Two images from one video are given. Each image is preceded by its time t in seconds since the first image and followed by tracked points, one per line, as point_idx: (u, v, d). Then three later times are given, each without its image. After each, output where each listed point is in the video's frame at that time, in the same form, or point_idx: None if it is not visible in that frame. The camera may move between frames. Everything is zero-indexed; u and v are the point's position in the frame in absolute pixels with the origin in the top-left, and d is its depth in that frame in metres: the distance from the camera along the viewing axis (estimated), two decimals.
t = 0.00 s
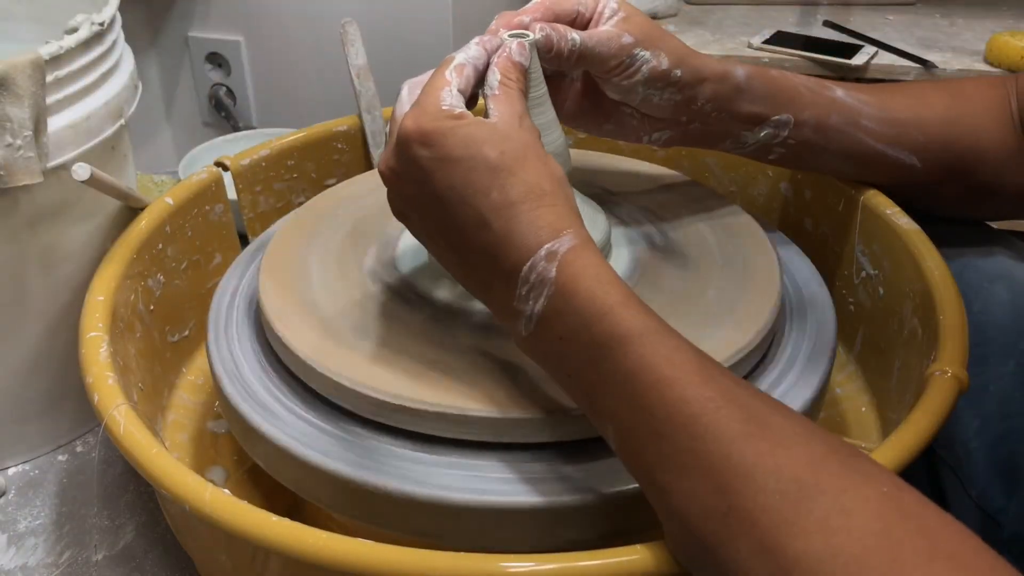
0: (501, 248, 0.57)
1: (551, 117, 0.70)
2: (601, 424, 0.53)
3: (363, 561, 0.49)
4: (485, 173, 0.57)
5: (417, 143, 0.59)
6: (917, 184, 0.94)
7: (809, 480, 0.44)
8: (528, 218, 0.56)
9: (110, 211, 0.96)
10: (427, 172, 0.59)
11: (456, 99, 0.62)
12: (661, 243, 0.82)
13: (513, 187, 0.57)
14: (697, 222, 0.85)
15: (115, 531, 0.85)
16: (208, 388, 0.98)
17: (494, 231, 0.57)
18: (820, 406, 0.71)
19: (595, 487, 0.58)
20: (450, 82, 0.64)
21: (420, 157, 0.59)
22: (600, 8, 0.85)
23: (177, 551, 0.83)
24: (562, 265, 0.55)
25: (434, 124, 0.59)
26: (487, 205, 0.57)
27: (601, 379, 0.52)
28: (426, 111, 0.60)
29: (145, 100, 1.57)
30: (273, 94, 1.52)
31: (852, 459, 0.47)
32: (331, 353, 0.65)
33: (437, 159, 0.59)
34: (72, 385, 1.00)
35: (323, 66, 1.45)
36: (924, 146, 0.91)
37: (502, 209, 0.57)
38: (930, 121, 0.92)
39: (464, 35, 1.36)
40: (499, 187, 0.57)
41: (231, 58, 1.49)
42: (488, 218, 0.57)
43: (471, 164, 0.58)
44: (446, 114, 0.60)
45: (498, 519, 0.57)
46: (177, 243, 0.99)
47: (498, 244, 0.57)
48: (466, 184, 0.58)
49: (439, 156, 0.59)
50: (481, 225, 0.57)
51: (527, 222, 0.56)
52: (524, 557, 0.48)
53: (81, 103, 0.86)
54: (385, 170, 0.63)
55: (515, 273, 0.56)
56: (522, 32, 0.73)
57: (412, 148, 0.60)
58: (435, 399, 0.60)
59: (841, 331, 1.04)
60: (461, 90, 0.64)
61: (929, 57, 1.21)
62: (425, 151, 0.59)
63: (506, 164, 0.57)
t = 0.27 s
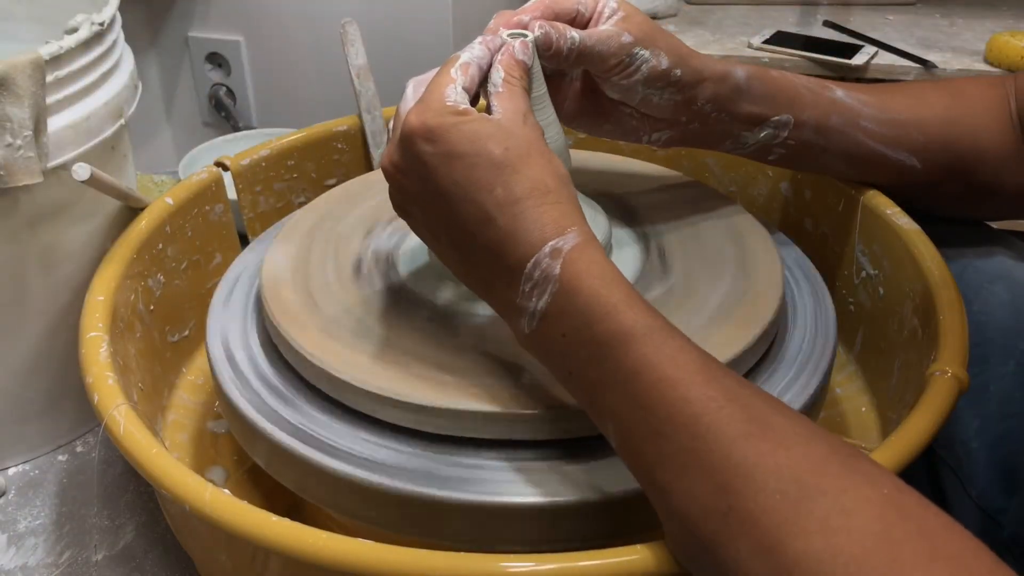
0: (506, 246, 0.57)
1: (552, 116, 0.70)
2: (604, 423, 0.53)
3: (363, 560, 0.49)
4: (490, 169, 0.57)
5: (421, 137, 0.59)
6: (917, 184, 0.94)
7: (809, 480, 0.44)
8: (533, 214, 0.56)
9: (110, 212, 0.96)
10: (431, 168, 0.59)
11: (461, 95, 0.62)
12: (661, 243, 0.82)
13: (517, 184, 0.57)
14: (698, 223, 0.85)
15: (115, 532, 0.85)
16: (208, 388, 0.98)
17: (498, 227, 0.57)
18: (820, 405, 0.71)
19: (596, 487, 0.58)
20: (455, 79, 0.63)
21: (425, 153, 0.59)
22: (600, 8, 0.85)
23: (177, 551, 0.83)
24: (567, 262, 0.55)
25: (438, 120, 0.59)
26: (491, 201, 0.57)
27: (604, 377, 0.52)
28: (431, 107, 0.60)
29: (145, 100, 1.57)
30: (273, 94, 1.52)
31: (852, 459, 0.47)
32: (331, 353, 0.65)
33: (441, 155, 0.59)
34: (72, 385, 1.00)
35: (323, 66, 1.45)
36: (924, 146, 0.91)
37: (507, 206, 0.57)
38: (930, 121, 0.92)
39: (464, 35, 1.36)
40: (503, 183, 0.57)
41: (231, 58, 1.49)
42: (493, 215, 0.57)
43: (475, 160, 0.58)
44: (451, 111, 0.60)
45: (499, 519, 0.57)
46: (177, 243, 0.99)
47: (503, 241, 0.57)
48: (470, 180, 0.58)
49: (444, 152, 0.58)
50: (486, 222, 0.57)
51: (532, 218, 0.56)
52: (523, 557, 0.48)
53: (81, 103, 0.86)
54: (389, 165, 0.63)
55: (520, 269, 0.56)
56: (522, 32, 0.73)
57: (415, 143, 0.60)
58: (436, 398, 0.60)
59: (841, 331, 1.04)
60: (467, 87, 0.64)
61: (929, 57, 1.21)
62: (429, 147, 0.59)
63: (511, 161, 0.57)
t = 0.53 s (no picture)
0: (509, 243, 0.57)
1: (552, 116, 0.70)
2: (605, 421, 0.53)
3: (363, 560, 0.49)
4: (493, 166, 0.57)
5: (424, 134, 0.59)
6: (917, 184, 0.94)
7: (809, 480, 0.44)
8: (536, 212, 0.56)
9: (110, 212, 0.96)
10: (433, 166, 0.59)
11: (464, 92, 0.62)
12: (661, 244, 0.82)
13: (520, 181, 0.57)
14: (698, 223, 0.85)
15: (115, 531, 0.85)
16: (208, 388, 0.98)
17: (501, 225, 0.57)
18: (821, 406, 0.71)
19: (596, 487, 0.58)
20: (459, 76, 0.63)
21: (428, 149, 0.59)
22: (600, 6, 0.85)
23: (177, 551, 0.83)
24: (570, 260, 0.55)
25: (441, 117, 0.59)
26: (494, 198, 0.57)
27: (605, 375, 0.52)
28: (434, 104, 0.60)
29: (145, 100, 1.56)
30: (273, 94, 1.52)
31: (852, 460, 0.47)
32: (332, 353, 0.65)
33: (444, 152, 0.59)
34: (72, 385, 1.00)
35: (323, 66, 1.45)
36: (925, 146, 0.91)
37: (510, 203, 0.57)
38: (931, 120, 0.92)
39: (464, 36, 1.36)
40: (507, 180, 0.57)
41: (231, 58, 1.49)
42: (496, 213, 0.57)
43: (478, 156, 0.58)
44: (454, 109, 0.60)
45: (498, 519, 0.57)
46: (177, 243, 0.99)
47: (506, 238, 0.57)
48: (472, 177, 0.58)
49: (446, 149, 0.58)
50: (489, 219, 0.57)
51: (535, 217, 0.56)
52: (523, 558, 0.48)
53: (81, 103, 0.86)
54: (391, 162, 0.63)
55: (523, 266, 0.56)
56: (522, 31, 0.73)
57: (417, 139, 0.60)
58: (437, 398, 0.60)
59: (841, 331, 1.04)
60: (470, 85, 0.64)
61: (929, 57, 1.21)
62: (432, 143, 0.59)
63: (514, 158, 0.58)
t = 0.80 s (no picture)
0: (510, 241, 0.57)
1: (552, 116, 0.70)
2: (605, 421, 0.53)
3: (363, 560, 0.49)
4: (494, 165, 0.57)
5: (425, 133, 0.59)
6: (917, 184, 0.94)
7: (810, 481, 0.44)
8: (537, 211, 0.56)
9: (110, 212, 0.96)
10: (434, 165, 0.59)
11: (464, 91, 0.62)
12: (661, 245, 0.82)
13: (522, 180, 0.57)
14: (698, 224, 0.85)
15: (115, 532, 0.85)
16: (208, 388, 0.98)
17: (502, 224, 0.57)
18: (820, 406, 0.71)
19: (595, 488, 0.58)
20: (460, 75, 0.63)
21: (429, 149, 0.59)
22: (600, 5, 0.85)
23: (177, 551, 0.83)
24: (570, 259, 0.55)
25: (442, 115, 0.59)
26: (495, 197, 0.57)
27: (606, 375, 0.52)
28: (435, 102, 0.60)
29: (145, 100, 1.56)
30: (273, 95, 1.52)
31: (852, 460, 0.47)
32: (332, 352, 0.65)
33: (445, 150, 0.59)
34: (72, 385, 1.00)
35: (323, 66, 1.45)
36: (925, 146, 0.91)
37: (511, 202, 0.57)
38: (931, 119, 0.92)
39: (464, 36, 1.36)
40: (508, 179, 0.57)
41: (231, 58, 1.49)
42: (497, 212, 0.57)
43: (479, 155, 0.58)
44: (455, 108, 0.60)
45: (498, 520, 0.57)
46: (177, 242, 0.99)
47: (507, 237, 0.57)
48: (474, 176, 0.58)
49: (448, 148, 0.58)
50: (490, 219, 0.57)
51: (536, 216, 0.56)
52: (523, 558, 0.48)
53: (81, 103, 0.86)
54: (392, 161, 0.63)
55: (524, 266, 0.56)
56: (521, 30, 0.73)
57: (418, 138, 0.60)
58: (437, 398, 0.60)
59: (841, 331, 1.04)
60: (470, 83, 0.64)
61: (929, 57, 1.21)
62: (433, 142, 0.59)
63: (515, 157, 0.58)
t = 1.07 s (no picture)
0: (510, 240, 0.57)
1: (552, 116, 0.70)
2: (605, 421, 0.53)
3: (363, 560, 0.49)
4: (494, 165, 0.57)
5: (425, 132, 0.59)
6: (917, 184, 0.94)
7: (810, 481, 0.44)
8: (538, 211, 0.56)
9: (110, 212, 0.96)
10: (434, 164, 0.59)
11: (465, 91, 0.62)
12: (661, 245, 0.82)
13: (522, 179, 0.57)
14: (698, 224, 0.85)
15: (115, 531, 0.85)
16: (208, 388, 0.98)
17: (502, 223, 0.57)
18: (820, 406, 0.71)
19: (595, 488, 0.58)
20: (460, 74, 0.63)
21: (429, 148, 0.59)
22: (600, 5, 0.85)
23: (177, 551, 0.83)
24: (571, 259, 0.55)
25: (442, 115, 0.59)
26: (495, 197, 0.57)
27: (606, 374, 0.52)
28: (435, 102, 0.60)
29: (145, 100, 1.56)
30: (273, 95, 1.52)
31: (852, 460, 0.47)
32: (332, 352, 0.65)
33: (446, 150, 0.58)
34: (72, 385, 1.00)
35: (323, 66, 1.45)
36: (925, 146, 0.91)
37: (512, 201, 0.57)
38: (931, 119, 0.92)
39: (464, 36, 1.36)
40: (509, 179, 0.57)
41: (231, 58, 1.49)
42: (497, 211, 0.57)
43: (480, 155, 0.58)
44: (455, 107, 0.60)
45: (497, 519, 0.57)
46: (177, 242, 0.99)
47: (507, 236, 0.57)
48: (474, 175, 0.58)
49: (448, 148, 0.58)
50: (490, 218, 0.57)
51: (536, 216, 0.56)
52: (523, 558, 0.48)
53: (81, 103, 0.86)
54: (392, 160, 0.63)
55: (524, 265, 0.56)
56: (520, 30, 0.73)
57: (419, 138, 0.60)
58: (437, 398, 0.60)
59: (841, 331, 1.04)
60: (471, 83, 0.64)
61: (929, 57, 1.21)
62: (433, 142, 0.59)
63: (515, 157, 0.58)
